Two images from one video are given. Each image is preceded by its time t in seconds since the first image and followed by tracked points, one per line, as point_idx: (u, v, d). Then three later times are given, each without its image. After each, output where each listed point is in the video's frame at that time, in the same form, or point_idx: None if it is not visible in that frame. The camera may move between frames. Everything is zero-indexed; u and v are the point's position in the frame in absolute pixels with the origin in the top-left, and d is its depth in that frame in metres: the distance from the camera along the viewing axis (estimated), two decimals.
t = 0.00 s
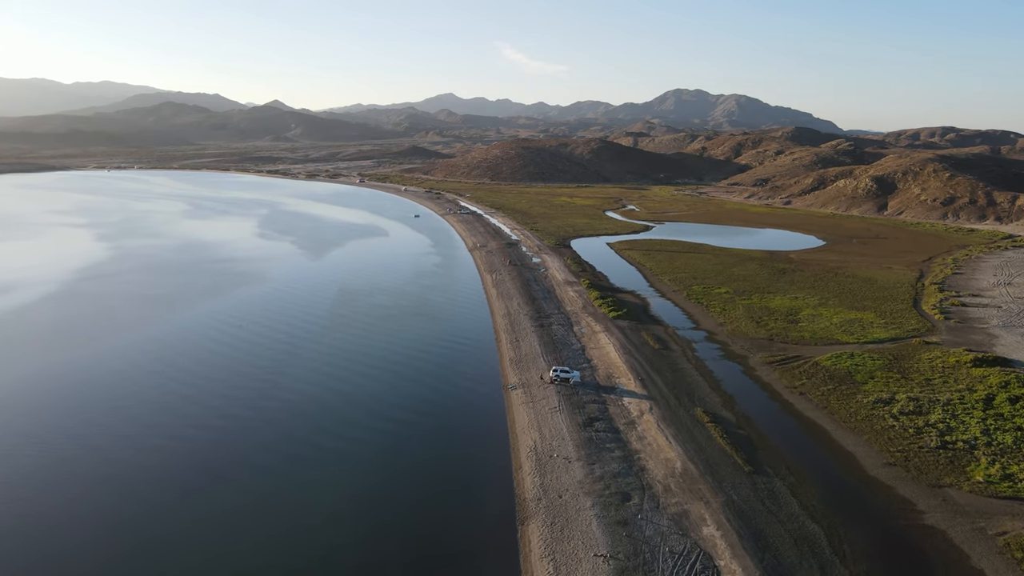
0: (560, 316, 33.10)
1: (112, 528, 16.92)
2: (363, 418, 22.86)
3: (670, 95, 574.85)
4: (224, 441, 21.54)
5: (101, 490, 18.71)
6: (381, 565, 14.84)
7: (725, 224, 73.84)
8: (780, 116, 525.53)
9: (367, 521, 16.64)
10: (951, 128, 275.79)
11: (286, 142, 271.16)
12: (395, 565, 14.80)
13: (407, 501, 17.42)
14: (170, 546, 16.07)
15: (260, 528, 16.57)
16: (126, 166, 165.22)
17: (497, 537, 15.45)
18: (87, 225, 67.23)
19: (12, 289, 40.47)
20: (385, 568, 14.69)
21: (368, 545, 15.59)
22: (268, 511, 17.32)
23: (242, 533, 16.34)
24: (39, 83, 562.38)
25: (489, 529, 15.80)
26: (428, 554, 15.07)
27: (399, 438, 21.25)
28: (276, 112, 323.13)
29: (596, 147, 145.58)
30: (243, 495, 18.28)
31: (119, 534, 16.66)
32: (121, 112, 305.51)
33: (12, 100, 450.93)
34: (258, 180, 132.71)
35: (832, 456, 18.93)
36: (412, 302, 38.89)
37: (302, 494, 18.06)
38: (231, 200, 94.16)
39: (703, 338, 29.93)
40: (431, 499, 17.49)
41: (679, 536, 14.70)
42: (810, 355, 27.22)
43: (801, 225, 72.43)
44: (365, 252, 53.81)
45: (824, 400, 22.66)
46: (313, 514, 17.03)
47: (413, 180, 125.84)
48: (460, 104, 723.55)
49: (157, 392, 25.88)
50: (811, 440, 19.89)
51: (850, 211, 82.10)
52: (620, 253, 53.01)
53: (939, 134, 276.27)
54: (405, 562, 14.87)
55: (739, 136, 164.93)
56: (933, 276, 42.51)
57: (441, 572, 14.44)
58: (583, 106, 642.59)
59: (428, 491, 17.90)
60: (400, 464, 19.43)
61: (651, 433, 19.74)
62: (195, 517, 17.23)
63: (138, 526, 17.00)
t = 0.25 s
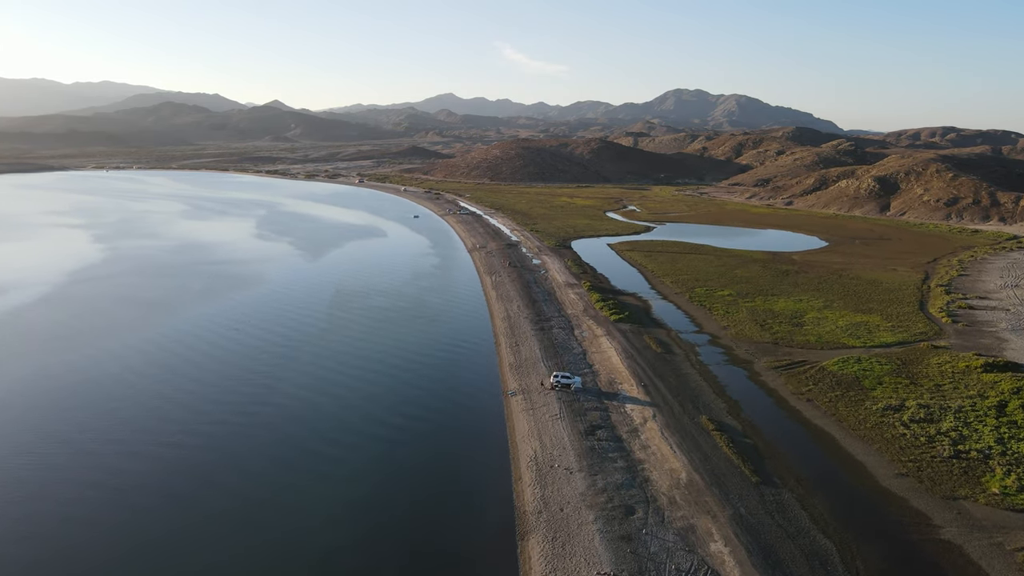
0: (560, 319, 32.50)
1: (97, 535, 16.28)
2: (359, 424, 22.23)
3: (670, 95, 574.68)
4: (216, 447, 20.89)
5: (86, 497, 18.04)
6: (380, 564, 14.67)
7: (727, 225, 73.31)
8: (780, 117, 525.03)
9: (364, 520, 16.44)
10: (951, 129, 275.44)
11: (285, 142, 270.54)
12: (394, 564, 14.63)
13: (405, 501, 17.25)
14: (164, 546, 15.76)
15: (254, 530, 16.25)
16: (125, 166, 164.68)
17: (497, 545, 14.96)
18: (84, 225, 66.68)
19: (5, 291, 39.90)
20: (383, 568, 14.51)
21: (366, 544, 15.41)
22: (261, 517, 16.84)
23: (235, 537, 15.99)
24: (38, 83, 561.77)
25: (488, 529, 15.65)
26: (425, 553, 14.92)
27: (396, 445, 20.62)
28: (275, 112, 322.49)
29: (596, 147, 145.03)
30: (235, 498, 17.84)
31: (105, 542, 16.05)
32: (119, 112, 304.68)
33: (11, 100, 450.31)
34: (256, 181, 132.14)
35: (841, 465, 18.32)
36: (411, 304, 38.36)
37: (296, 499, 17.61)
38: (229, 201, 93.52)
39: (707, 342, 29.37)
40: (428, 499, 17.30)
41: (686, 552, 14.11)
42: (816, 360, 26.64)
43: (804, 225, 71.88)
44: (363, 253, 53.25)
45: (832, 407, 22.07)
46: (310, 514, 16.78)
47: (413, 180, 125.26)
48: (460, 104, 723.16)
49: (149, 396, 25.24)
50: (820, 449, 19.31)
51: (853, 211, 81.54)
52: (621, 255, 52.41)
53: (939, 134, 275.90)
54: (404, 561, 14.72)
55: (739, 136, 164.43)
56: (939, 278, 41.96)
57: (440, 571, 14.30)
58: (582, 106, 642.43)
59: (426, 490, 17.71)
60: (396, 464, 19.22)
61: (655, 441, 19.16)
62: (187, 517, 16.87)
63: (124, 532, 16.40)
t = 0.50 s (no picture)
0: (561, 322, 31.91)
1: (84, 551, 15.76)
2: (356, 431, 21.67)
3: (670, 95, 574.80)
4: (208, 456, 20.34)
5: (73, 511, 17.49)
6: (379, 565, 14.58)
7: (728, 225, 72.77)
8: (780, 117, 524.16)
9: (361, 521, 16.32)
10: (952, 129, 274.93)
11: (284, 142, 269.94)
12: (394, 564, 14.54)
13: (401, 501, 17.17)
14: (159, 554, 15.54)
15: (250, 536, 16.01)
16: (124, 166, 164.12)
17: (497, 556, 14.54)
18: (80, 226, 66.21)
19: None
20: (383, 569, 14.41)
21: (364, 547, 15.28)
22: (255, 527, 16.44)
23: (230, 544, 15.69)
24: (39, 83, 562.36)
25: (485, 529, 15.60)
26: (425, 554, 14.83)
27: (393, 453, 20.07)
28: (275, 112, 322.05)
29: (596, 147, 144.43)
30: (228, 505, 17.53)
31: (93, 557, 15.57)
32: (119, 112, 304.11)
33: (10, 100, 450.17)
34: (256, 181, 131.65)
35: (852, 475, 17.75)
36: (409, 306, 37.86)
37: (290, 508, 17.20)
38: (227, 201, 92.88)
39: (710, 345, 28.83)
40: (425, 500, 17.19)
41: (693, 569, 13.54)
42: (823, 365, 26.06)
43: (806, 226, 71.29)
44: (361, 253, 52.69)
45: (840, 414, 21.49)
46: (306, 517, 16.62)
47: (412, 180, 124.68)
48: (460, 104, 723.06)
49: (142, 402, 24.65)
50: (829, 458, 18.72)
51: (855, 211, 80.93)
52: (622, 256, 51.85)
53: (940, 134, 275.22)
54: (404, 562, 14.63)
55: (740, 136, 163.74)
56: (944, 279, 41.42)
57: (441, 572, 14.20)
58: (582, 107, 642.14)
59: (422, 491, 17.61)
60: (391, 466, 19.08)
61: (659, 450, 18.58)
62: (181, 524, 16.68)
63: (112, 547, 15.89)
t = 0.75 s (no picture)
0: (562, 324, 31.37)
1: (74, 558, 15.36)
2: (351, 439, 21.07)
3: (670, 95, 574.36)
4: (198, 465, 19.70)
5: (58, 521, 16.87)
6: (378, 566, 14.52)
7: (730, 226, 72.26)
8: (780, 117, 523.46)
9: (361, 523, 16.23)
10: (953, 129, 274.20)
11: (284, 142, 269.29)
12: (395, 565, 14.50)
13: (398, 503, 17.11)
14: (157, 554, 15.44)
15: (245, 542, 15.78)
16: (123, 166, 163.45)
17: (495, 565, 14.18)
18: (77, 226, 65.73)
19: None
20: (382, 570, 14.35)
21: (361, 549, 15.17)
22: (248, 535, 16.05)
23: (229, 546, 15.57)
24: (38, 83, 561.80)
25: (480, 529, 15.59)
26: (422, 555, 14.76)
27: (389, 462, 19.49)
28: (274, 112, 321.40)
29: (597, 147, 143.78)
30: (221, 511, 17.19)
31: (79, 568, 15.06)
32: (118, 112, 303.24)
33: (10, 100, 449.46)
34: (254, 181, 130.82)
35: (863, 485, 17.16)
36: (408, 307, 37.41)
37: (283, 516, 16.84)
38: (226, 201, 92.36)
39: (714, 348, 28.35)
40: (421, 501, 17.12)
41: None
42: (830, 369, 25.45)
43: (808, 226, 70.73)
44: (360, 254, 52.23)
45: (849, 420, 20.88)
46: (302, 521, 16.48)
47: (412, 180, 124.11)
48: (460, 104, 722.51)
49: (132, 407, 24.02)
50: (839, 466, 18.16)
51: (857, 212, 80.38)
52: (623, 257, 51.25)
53: (941, 134, 274.47)
54: (403, 562, 14.59)
55: (741, 136, 163.08)
56: (950, 280, 40.81)
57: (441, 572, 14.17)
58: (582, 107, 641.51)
59: (418, 493, 17.56)
60: (386, 469, 18.97)
61: (663, 459, 17.99)
62: (175, 528, 16.48)
63: (98, 558, 15.36)
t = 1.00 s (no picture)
0: (563, 326, 30.80)
1: (70, 560, 15.17)
2: (348, 443, 20.59)
3: (671, 95, 573.68)
4: (189, 471, 19.07)
5: (41, 532, 16.21)
6: (377, 566, 14.49)
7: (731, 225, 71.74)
8: (781, 117, 522.61)
9: (360, 523, 16.14)
10: (954, 129, 273.28)
11: (284, 142, 268.60)
12: (394, 566, 14.45)
13: (391, 503, 17.07)
14: (154, 555, 15.31)
15: (240, 545, 15.55)
16: (122, 166, 162.62)
17: (495, 573, 13.91)
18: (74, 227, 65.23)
19: None
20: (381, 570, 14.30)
21: (358, 551, 15.03)
22: (243, 539, 15.76)
23: (227, 547, 15.43)
24: (38, 83, 561.11)
25: (473, 525, 15.72)
26: (420, 555, 14.74)
27: (385, 468, 18.96)
28: (274, 112, 320.72)
29: (597, 147, 143.17)
30: (212, 516, 16.82)
31: (76, 568, 14.91)
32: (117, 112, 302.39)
33: (9, 100, 448.81)
34: (253, 181, 130.00)
35: (876, 495, 16.55)
36: (406, 307, 36.96)
37: (278, 520, 16.54)
38: (224, 201, 91.81)
39: (717, 350, 27.85)
40: (417, 502, 17.02)
41: None
42: (837, 373, 24.86)
43: (811, 226, 70.15)
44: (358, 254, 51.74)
45: (859, 427, 20.29)
46: (296, 523, 16.32)
47: (411, 180, 123.53)
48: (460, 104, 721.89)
49: (122, 410, 23.34)
50: (850, 475, 17.57)
51: (860, 212, 79.78)
52: (624, 257, 50.61)
53: (942, 134, 273.59)
54: (401, 563, 14.56)
55: (742, 136, 162.35)
56: (957, 282, 40.19)
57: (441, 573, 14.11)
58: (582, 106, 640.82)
59: (411, 493, 17.52)
60: (382, 470, 18.82)
61: (668, 467, 17.39)
62: (169, 532, 16.20)
63: (86, 568, 14.88)
